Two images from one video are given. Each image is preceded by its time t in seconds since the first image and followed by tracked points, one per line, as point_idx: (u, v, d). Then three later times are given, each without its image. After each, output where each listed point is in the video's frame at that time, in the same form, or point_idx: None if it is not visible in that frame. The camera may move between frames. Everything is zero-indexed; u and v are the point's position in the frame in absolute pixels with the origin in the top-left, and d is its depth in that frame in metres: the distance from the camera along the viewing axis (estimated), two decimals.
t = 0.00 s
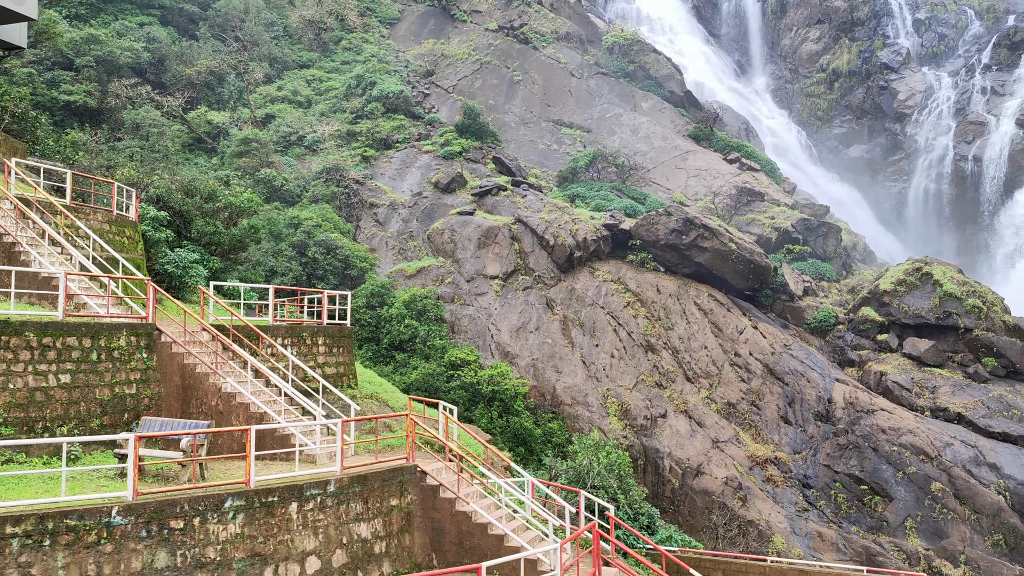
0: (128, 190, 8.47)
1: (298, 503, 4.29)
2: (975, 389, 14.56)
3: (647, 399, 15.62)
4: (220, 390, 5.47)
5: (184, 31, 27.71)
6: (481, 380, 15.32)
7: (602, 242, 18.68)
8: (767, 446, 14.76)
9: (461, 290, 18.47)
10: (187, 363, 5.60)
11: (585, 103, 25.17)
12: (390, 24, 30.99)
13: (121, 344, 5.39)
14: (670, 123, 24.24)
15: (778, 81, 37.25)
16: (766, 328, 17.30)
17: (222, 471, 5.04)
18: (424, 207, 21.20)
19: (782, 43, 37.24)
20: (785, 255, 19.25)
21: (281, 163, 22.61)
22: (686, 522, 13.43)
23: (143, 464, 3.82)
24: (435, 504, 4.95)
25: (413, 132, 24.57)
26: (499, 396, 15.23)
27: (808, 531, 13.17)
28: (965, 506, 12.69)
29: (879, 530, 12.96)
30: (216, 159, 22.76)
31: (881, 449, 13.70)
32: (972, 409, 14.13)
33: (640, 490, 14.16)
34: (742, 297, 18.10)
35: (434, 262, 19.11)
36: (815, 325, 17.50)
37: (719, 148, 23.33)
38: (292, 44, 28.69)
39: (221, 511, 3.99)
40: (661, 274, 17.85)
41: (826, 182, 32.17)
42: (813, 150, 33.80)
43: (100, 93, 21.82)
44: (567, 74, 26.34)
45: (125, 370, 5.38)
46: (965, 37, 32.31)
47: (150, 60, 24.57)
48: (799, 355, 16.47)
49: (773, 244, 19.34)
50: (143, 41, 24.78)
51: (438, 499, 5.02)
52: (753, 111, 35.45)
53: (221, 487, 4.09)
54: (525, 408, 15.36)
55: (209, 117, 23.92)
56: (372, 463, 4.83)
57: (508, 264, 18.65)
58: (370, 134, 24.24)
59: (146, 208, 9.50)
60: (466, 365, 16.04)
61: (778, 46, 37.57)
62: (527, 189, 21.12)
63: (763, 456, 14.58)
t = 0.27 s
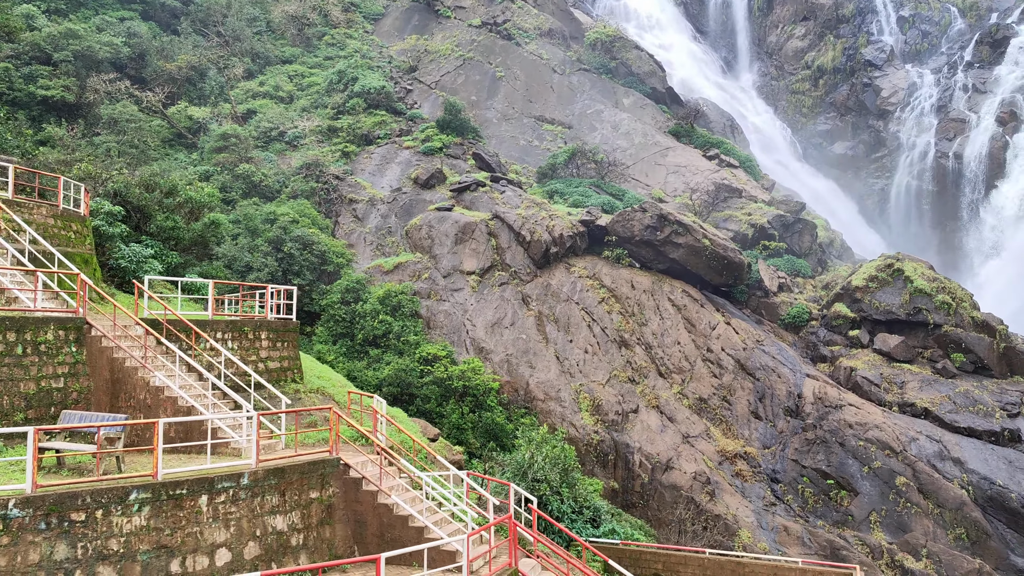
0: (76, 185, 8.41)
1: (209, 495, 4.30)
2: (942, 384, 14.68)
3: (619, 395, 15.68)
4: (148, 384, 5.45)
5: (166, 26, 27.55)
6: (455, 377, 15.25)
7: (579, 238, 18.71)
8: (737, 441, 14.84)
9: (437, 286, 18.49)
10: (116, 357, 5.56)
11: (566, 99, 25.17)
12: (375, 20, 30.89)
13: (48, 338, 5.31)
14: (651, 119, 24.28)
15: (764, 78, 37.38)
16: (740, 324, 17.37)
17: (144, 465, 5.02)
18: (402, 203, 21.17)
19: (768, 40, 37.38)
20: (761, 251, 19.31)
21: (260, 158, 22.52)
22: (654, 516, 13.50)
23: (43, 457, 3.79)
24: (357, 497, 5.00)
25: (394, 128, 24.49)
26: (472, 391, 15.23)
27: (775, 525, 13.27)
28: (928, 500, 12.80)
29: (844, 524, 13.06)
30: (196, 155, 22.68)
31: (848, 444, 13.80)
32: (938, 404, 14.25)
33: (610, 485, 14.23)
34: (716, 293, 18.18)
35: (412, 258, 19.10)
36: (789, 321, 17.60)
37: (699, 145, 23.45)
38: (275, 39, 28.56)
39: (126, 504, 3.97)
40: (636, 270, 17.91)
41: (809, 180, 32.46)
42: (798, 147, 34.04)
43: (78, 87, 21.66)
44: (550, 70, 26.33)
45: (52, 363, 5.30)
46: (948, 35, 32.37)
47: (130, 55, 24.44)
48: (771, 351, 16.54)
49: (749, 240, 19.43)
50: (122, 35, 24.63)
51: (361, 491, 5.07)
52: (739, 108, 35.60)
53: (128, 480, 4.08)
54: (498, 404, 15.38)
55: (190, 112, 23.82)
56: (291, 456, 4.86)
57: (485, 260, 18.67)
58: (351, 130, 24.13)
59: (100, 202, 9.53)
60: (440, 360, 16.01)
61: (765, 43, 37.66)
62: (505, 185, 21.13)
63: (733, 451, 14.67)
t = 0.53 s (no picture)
0: (25, 181, 8.32)
1: (119, 489, 4.28)
2: (910, 380, 14.79)
3: (592, 391, 15.74)
4: (76, 379, 5.47)
5: (148, 23, 27.42)
6: (428, 375, 15.44)
7: (555, 235, 18.73)
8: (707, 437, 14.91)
9: (414, 284, 18.52)
10: (45, 353, 5.56)
11: (548, 96, 25.17)
12: (359, 17, 30.81)
13: None
14: (632, 117, 24.32)
15: (750, 76, 37.48)
16: (713, 321, 17.44)
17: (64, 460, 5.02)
18: (381, 200, 21.15)
19: (754, 39, 37.53)
20: (737, 249, 19.37)
21: (240, 155, 22.43)
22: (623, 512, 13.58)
23: None
24: (279, 491, 5.02)
25: (376, 125, 24.43)
26: (444, 387, 15.38)
27: (741, 521, 13.36)
28: (892, 495, 12.89)
29: (810, 520, 13.16)
30: (175, 152, 22.62)
31: (815, 440, 13.87)
32: (905, 401, 14.34)
33: (580, 481, 14.30)
34: (691, 291, 18.24)
35: (389, 255, 19.10)
36: (762, 319, 17.71)
37: (679, 143, 23.56)
38: (258, 35, 28.43)
39: (31, 499, 3.95)
40: (611, 268, 17.96)
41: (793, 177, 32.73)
42: (782, 145, 34.31)
43: (56, 84, 21.53)
44: (532, 68, 26.31)
45: None
46: (931, 34, 32.57)
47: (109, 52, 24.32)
48: (743, 348, 16.61)
49: (725, 238, 19.54)
50: (103, 31, 24.49)
51: (284, 486, 5.10)
52: (725, 106, 35.74)
53: (34, 475, 4.07)
54: (470, 401, 15.56)
55: (170, 109, 23.72)
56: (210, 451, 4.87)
57: (461, 257, 18.69)
58: (332, 127, 24.04)
59: (55, 199, 9.68)
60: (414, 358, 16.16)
61: (751, 41, 37.72)
62: (484, 183, 21.15)
63: (702, 448, 14.75)
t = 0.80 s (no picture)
0: None
1: (30, 485, 4.26)
2: (878, 378, 14.89)
3: (564, 389, 15.80)
4: (4, 376, 5.44)
5: (130, 20, 27.33)
6: (401, 373, 15.51)
7: (531, 233, 18.76)
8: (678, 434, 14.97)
9: (390, 282, 18.54)
10: None
11: (529, 95, 25.19)
12: (343, 15, 30.78)
13: None
14: (612, 116, 24.38)
15: (735, 75, 37.68)
16: (687, 319, 17.52)
17: None
18: (360, 198, 21.14)
19: (740, 37, 37.71)
20: (714, 247, 19.43)
21: (219, 153, 22.38)
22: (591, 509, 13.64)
23: None
24: (201, 486, 5.07)
25: (357, 123, 24.40)
26: (416, 385, 15.45)
27: (709, 518, 13.44)
28: (857, 491, 12.97)
29: (776, 516, 13.24)
30: (155, 150, 22.56)
31: (783, 437, 13.95)
32: (873, 398, 14.42)
33: (550, 478, 14.36)
34: (667, 289, 18.30)
35: (366, 253, 19.09)
36: (737, 316, 17.78)
37: (659, 141, 23.65)
38: (240, 33, 28.36)
39: None
40: (586, 266, 18.01)
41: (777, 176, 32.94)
42: (766, 143, 34.49)
43: (33, 81, 21.43)
44: (514, 66, 26.32)
45: None
46: (915, 32, 32.62)
47: (89, 49, 24.24)
48: (715, 346, 16.67)
49: (701, 236, 19.61)
50: (82, 28, 24.41)
51: (207, 481, 5.15)
52: (710, 105, 35.89)
53: None
54: (443, 398, 15.65)
55: (149, 106, 23.65)
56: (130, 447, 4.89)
57: (437, 255, 18.71)
58: (312, 125, 23.95)
59: (10, 196, 9.64)
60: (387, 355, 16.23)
61: (736, 40, 37.88)
62: (462, 181, 21.17)
63: (673, 445, 14.80)
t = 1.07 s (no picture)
0: None
1: None
2: (847, 376, 14.98)
3: (537, 387, 15.85)
4: None
5: (111, 18, 27.24)
6: (374, 371, 15.55)
7: (508, 232, 18.78)
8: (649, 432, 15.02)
9: (367, 280, 18.53)
10: None
11: (510, 93, 25.19)
12: (327, 13, 30.74)
13: None
14: (593, 115, 24.44)
15: (721, 74, 37.87)
16: (661, 317, 17.57)
17: None
18: (339, 196, 21.12)
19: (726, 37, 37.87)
20: (690, 246, 19.49)
21: (198, 152, 22.32)
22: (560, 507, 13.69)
23: None
24: (122, 483, 5.17)
25: (338, 121, 24.36)
26: (388, 383, 15.55)
27: (676, 515, 13.51)
28: (823, 488, 13.06)
29: (743, 513, 13.33)
30: (134, 148, 22.49)
31: (751, 435, 14.02)
32: (842, 395, 14.50)
33: (521, 476, 14.41)
34: (642, 287, 18.36)
35: (343, 251, 19.09)
36: (712, 315, 17.85)
37: (639, 140, 23.74)
38: (223, 31, 28.29)
39: None
40: (562, 264, 18.03)
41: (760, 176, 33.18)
42: (751, 142, 34.68)
43: (10, 79, 21.33)
44: (496, 65, 26.31)
45: None
46: (898, 33, 32.74)
47: (69, 47, 24.20)
48: (688, 344, 16.71)
49: (678, 234, 19.67)
50: (62, 26, 24.34)
51: (132, 478, 5.26)
52: (695, 104, 36.03)
53: None
54: (416, 396, 15.68)
55: (129, 104, 23.58)
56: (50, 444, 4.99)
57: (414, 254, 18.73)
58: (293, 123, 23.90)
59: None
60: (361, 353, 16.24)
61: (722, 40, 38.05)
62: (441, 179, 21.18)
63: (643, 443, 14.84)
